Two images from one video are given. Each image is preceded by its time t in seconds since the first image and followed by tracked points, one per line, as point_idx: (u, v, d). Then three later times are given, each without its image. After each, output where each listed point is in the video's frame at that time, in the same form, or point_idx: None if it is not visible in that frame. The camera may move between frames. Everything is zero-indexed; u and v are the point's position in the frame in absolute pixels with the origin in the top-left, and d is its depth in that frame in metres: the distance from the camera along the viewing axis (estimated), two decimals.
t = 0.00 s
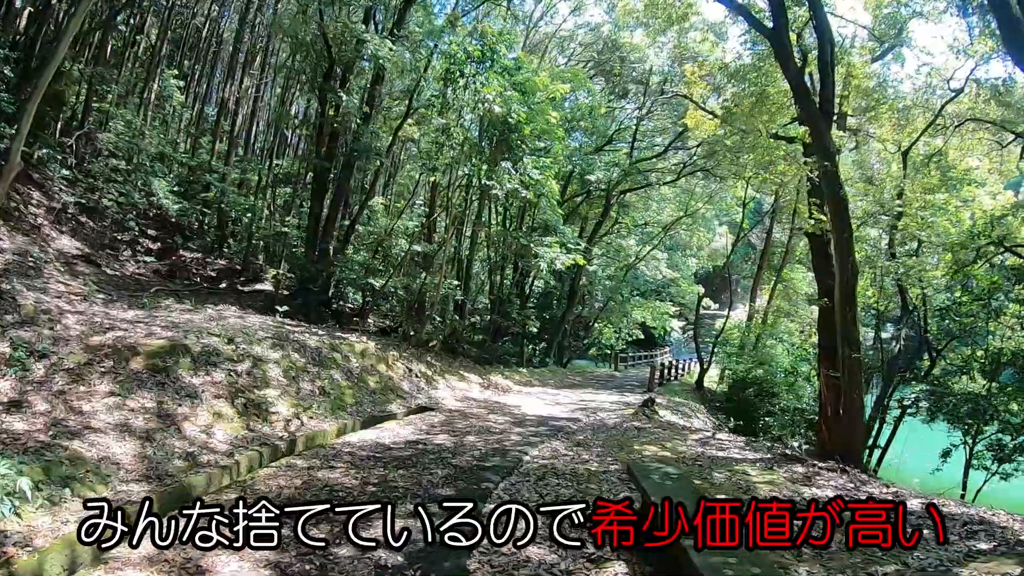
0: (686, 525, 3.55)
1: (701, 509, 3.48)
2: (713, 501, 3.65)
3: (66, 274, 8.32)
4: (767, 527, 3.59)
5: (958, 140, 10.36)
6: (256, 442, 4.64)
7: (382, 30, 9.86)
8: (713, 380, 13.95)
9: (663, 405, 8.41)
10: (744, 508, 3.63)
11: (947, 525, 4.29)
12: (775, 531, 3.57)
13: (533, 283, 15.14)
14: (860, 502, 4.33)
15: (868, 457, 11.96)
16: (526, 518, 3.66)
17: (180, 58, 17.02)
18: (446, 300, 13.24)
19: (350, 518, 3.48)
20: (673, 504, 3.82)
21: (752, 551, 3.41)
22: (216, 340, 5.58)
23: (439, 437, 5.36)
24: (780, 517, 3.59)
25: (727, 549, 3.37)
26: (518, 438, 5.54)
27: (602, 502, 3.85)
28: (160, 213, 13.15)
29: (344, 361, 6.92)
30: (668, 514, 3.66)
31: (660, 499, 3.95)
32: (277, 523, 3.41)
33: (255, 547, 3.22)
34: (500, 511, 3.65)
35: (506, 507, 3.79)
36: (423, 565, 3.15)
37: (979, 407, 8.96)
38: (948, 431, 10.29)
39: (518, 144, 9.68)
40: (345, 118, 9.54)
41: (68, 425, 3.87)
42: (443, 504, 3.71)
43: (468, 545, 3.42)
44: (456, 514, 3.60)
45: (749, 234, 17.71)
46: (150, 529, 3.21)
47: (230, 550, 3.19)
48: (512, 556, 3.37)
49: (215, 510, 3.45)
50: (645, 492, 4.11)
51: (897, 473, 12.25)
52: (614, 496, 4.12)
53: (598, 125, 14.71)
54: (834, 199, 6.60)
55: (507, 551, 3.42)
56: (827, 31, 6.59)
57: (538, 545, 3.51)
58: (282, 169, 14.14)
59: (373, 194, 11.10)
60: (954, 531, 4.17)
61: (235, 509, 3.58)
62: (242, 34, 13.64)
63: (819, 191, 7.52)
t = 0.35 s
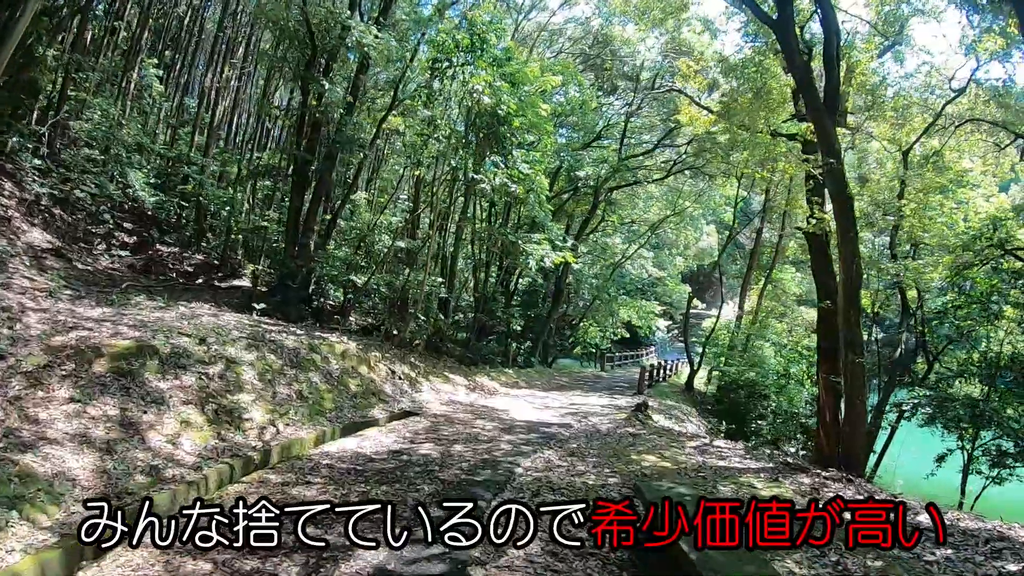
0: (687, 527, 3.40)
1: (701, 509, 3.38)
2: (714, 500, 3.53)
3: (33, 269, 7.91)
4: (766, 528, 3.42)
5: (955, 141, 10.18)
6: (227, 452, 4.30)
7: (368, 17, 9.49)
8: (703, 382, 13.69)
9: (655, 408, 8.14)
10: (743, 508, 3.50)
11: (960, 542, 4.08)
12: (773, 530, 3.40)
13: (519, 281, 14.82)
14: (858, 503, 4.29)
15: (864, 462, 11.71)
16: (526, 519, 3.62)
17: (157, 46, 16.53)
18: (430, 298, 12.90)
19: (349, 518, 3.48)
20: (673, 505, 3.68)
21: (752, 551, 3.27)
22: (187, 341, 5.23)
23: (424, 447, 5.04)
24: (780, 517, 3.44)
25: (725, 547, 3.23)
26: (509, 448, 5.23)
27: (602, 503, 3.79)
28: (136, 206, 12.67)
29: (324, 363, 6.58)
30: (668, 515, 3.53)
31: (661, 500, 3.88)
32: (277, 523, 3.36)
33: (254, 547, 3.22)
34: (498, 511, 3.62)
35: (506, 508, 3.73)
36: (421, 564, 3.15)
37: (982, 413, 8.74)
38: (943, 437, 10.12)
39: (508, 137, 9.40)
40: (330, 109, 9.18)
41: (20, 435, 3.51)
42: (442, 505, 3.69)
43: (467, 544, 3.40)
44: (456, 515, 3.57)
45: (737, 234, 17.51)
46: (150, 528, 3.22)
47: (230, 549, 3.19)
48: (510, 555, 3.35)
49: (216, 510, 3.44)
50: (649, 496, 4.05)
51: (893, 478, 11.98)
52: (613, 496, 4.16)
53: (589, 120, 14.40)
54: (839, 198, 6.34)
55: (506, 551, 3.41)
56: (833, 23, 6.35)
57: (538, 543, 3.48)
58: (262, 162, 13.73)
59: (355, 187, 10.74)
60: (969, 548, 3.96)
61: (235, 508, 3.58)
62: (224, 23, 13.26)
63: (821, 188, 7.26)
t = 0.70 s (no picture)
0: (685, 527, 3.41)
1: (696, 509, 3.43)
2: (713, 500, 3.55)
3: None
4: (765, 527, 3.52)
5: (949, 139, 10.00)
6: (198, 465, 3.98)
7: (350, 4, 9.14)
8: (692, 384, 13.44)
9: (649, 411, 7.86)
10: (742, 507, 3.57)
11: (981, 553, 3.87)
12: (771, 530, 3.51)
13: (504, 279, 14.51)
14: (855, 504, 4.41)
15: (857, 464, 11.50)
16: (526, 519, 3.58)
17: (132, 37, 16.06)
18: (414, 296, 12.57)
19: (350, 517, 3.46)
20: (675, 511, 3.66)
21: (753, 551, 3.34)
22: (157, 343, 4.89)
23: (411, 457, 4.73)
24: (778, 517, 3.53)
25: (726, 548, 3.28)
26: (502, 456, 4.95)
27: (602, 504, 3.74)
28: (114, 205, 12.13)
29: (304, 366, 6.25)
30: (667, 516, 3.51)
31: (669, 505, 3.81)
32: (277, 522, 3.33)
33: (254, 547, 3.21)
34: (499, 510, 3.58)
35: (506, 507, 3.70)
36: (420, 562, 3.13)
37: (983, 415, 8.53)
38: (939, 437, 10.04)
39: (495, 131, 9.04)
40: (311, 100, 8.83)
41: None
42: (442, 504, 3.66)
43: (467, 545, 3.37)
44: (456, 515, 3.54)
45: (724, 234, 17.31)
46: (150, 528, 3.20)
47: (230, 550, 3.18)
48: (510, 555, 3.30)
49: (217, 509, 3.43)
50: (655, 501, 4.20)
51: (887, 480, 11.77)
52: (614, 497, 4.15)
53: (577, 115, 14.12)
54: (843, 194, 6.07)
55: (504, 551, 3.38)
56: (837, 11, 6.08)
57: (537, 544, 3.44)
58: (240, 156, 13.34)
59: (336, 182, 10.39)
60: (993, 560, 3.74)
61: (236, 508, 3.56)
62: (203, 13, 12.87)
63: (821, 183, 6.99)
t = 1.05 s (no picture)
0: (687, 527, 3.60)
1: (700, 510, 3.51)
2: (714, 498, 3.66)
3: None
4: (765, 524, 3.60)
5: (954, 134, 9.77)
6: (173, 477, 3.68)
7: None
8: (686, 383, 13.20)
9: (648, 413, 7.59)
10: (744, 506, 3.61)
11: (1016, 564, 3.61)
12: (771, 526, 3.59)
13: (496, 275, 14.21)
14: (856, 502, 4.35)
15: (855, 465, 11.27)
16: (527, 518, 3.50)
17: (114, 27, 15.66)
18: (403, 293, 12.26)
19: (349, 516, 3.40)
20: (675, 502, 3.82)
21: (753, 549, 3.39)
22: (131, 342, 4.57)
23: (404, 464, 4.43)
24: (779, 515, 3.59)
25: (726, 547, 3.36)
26: (501, 463, 4.66)
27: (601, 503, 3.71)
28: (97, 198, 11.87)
29: (289, 366, 5.94)
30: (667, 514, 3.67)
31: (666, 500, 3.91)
32: (277, 522, 3.25)
33: (254, 547, 3.14)
34: (500, 510, 3.48)
35: (506, 506, 3.60)
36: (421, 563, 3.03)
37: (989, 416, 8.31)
38: (939, 437, 9.82)
39: (488, 124, 8.78)
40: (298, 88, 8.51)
41: None
42: (443, 504, 3.56)
43: (468, 544, 3.25)
44: (456, 514, 3.44)
45: (717, 231, 17.09)
46: (148, 529, 3.11)
47: (230, 550, 3.12)
48: (513, 555, 3.22)
49: (217, 509, 3.37)
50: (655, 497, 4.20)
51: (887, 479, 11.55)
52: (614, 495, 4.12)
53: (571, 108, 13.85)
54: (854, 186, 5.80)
55: (507, 550, 3.29)
56: None
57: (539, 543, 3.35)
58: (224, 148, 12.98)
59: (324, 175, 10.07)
60: None
61: (236, 508, 3.49)
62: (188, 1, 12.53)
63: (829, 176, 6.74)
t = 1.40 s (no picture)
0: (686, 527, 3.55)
1: (700, 509, 3.44)
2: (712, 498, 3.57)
3: None
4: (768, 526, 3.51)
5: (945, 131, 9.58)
6: (131, 496, 3.35)
7: None
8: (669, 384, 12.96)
9: (636, 416, 7.31)
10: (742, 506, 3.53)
11: None
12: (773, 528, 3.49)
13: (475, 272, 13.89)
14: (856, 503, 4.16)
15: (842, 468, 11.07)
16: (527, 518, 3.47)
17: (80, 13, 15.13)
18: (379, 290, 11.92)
19: (350, 517, 3.39)
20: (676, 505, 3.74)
21: (753, 550, 3.33)
22: (88, 345, 4.23)
23: (384, 477, 4.12)
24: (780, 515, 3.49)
25: (726, 548, 3.29)
26: (488, 475, 4.36)
27: (601, 503, 3.64)
28: (64, 191, 11.34)
29: (260, 369, 5.61)
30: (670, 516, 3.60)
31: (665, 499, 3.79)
32: (277, 522, 3.26)
33: (254, 547, 3.15)
34: (500, 509, 3.46)
35: (507, 507, 3.57)
36: (415, 563, 3.03)
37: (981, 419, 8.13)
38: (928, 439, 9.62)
39: (470, 115, 8.46)
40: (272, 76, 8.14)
41: None
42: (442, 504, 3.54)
43: (469, 544, 3.24)
44: (456, 514, 3.41)
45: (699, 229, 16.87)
46: (149, 528, 3.14)
47: (230, 550, 3.13)
48: (511, 556, 3.19)
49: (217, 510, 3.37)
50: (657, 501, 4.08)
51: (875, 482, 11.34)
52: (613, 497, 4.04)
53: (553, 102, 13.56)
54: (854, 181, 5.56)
55: (506, 551, 3.26)
56: None
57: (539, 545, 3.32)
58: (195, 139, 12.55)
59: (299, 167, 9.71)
60: None
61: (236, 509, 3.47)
62: None
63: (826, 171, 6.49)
